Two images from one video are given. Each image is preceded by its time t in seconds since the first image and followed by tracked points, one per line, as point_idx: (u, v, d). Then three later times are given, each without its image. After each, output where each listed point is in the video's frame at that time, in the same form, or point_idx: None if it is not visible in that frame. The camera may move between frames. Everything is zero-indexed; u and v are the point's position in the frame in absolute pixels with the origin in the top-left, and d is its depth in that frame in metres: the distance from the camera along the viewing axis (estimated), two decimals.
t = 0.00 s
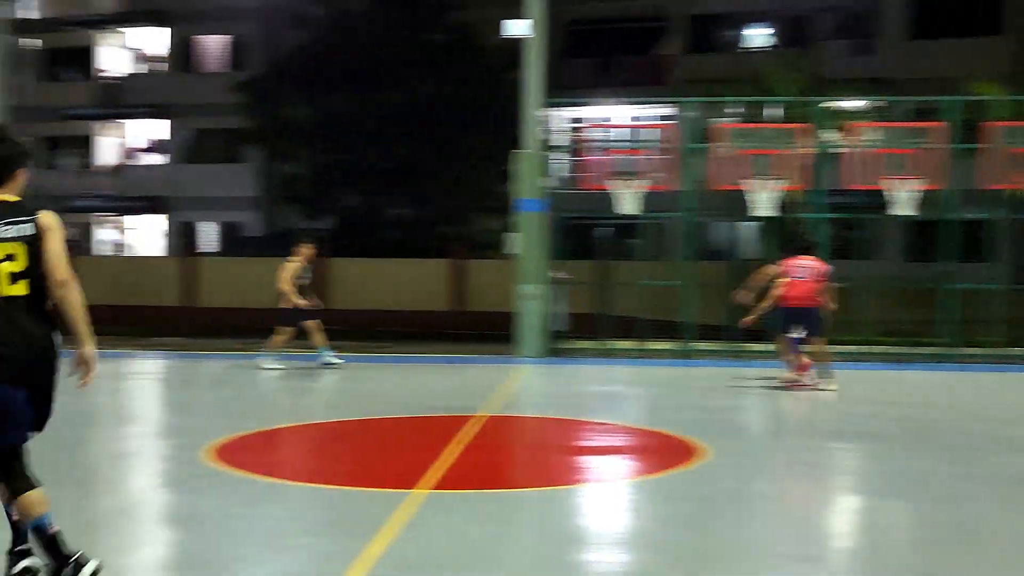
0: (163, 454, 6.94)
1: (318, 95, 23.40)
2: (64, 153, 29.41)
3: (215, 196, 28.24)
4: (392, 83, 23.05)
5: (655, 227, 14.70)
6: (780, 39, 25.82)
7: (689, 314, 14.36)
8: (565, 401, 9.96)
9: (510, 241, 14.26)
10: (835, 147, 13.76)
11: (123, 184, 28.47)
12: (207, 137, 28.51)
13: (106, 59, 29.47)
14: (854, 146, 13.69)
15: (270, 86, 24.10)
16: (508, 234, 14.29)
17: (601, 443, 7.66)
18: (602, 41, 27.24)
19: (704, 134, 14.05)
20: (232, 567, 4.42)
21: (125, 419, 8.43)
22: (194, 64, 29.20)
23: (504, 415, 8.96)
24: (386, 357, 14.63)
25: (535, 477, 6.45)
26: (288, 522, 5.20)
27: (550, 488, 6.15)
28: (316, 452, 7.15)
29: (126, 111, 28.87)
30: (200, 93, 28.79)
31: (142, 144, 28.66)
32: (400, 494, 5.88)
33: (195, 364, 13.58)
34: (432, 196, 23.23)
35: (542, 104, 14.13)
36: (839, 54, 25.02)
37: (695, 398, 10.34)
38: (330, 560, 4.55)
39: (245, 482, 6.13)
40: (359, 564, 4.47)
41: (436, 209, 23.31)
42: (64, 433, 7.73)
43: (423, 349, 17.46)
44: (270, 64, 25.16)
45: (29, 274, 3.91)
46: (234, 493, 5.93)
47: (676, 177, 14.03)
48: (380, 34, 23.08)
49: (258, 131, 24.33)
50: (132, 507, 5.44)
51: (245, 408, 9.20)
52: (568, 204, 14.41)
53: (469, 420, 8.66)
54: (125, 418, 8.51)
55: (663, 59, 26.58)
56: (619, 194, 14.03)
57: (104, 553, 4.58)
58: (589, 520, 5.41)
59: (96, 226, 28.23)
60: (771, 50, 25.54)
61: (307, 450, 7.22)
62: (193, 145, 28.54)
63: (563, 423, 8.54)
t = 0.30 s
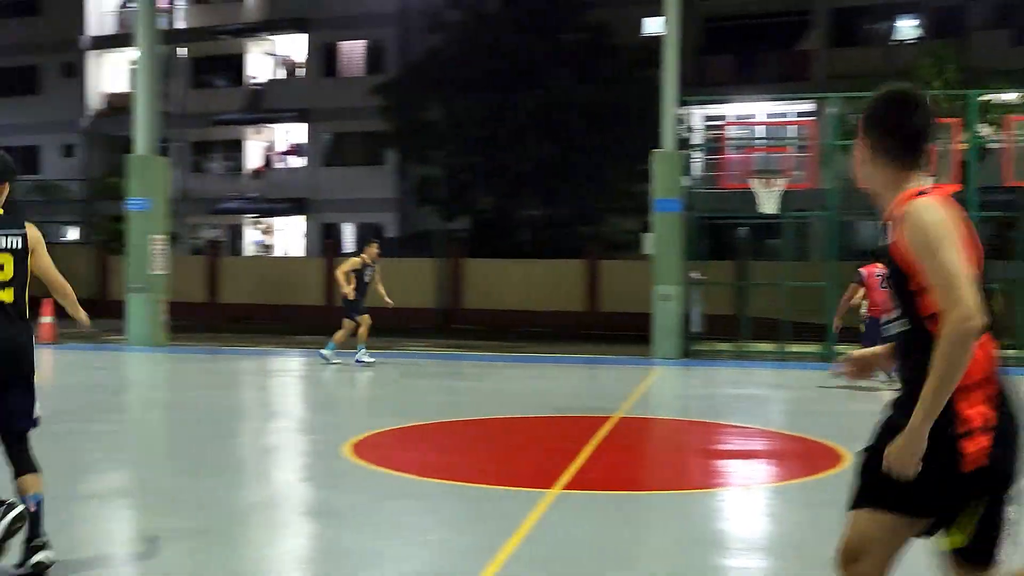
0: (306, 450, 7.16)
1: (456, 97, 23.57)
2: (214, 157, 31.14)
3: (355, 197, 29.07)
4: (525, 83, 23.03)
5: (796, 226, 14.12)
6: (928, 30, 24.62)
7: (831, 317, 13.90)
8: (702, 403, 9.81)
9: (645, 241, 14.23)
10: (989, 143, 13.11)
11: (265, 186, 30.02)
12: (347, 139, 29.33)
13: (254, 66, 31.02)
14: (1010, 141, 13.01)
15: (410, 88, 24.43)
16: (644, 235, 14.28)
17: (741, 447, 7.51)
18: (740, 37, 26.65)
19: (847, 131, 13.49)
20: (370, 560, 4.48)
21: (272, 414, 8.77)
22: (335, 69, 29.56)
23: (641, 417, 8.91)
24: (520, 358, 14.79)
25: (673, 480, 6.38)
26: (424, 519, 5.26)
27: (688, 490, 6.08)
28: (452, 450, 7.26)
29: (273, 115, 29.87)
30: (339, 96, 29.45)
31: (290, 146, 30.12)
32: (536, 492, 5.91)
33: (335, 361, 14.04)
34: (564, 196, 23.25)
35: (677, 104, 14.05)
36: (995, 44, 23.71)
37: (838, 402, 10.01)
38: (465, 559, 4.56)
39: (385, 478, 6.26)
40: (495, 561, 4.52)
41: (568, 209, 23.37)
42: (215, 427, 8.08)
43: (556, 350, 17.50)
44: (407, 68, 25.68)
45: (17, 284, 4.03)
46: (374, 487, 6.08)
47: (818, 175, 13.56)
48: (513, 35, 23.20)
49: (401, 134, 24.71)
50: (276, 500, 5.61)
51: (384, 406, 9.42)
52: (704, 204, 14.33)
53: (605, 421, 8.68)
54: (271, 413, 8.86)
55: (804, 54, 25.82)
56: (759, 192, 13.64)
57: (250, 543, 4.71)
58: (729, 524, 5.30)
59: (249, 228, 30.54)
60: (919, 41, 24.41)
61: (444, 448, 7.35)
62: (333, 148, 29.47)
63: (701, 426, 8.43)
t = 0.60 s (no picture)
0: (434, 444, 7.32)
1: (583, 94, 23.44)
2: (346, 156, 32.09)
3: (482, 195, 29.58)
4: (653, 79, 22.87)
5: (939, 218, 13.86)
6: None
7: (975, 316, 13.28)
8: (838, 403, 9.56)
9: (777, 237, 13.92)
10: None
11: (395, 185, 30.86)
12: (475, 138, 29.70)
13: (385, 66, 31.70)
14: None
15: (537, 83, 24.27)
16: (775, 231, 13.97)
17: (877, 449, 7.28)
18: (877, 26, 25.64)
19: (995, 122, 13.15)
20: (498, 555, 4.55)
21: (402, 409, 8.99)
22: (463, 69, 30.00)
23: (772, 417, 8.76)
24: (646, 355, 14.70)
25: (806, 481, 6.25)
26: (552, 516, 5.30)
27: (822, 493, 5.94)
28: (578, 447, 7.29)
29: (402, 115, 30.47)
30: (467, 96, 29.84)
31: (418, 145, 30.76)
32: (665, 492, 5.89)
33: (463, 357, 14.29)
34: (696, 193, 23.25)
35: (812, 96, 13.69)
36: None
37: (982, 405, 9.59)
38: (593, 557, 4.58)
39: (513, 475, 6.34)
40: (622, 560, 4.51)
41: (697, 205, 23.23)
42: (347, 420, 8.34)
43: (683, 348, 17.31)
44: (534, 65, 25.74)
45: (13, 269, 4.72)
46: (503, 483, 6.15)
47: (960, 169, 13.12)
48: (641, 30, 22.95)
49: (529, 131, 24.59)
50: (405, 493, 5.75)
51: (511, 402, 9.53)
52: (839, 200, 13.86)
53: (734, 420, 8.55)
54: (401, 408, 9.08)
55: (947, 43, 24.63)
56: (897, 187, 13.12)
57: (382, 534, 4.85)
58: (866, 529, 5.15)
59: (380, 226, 31.41)
60: None
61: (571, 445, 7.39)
62: (460, 147, 29.93)
63: (834, 426, 8.22)
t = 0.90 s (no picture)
0: (513, 439, 7.39)
1: (664, 87, 23.19)
2: (425, 153, 32.51)
3: (561, 190, 29.69)
4: (736, 72, 22.63)
5: None
6: None
7: None
8: (925, 401, 9.35)
9: (863, 231, 13.64)
10: None
11: (474, 180, 31.27)
12: (554, 134, 29.77)
13: (465, 63, 31.87)
14: None
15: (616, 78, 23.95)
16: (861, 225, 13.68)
17: (966, 447, 7.12)
18: (967, 13, 24.87)
19: None
20: (577, 550, 4.58)
21: (482, 404, 9.09)
22: (542, 65, 30.01)
23: (857, 413, 8.62)
24: (726, 351, 14.57)
25: (893, 479, 6.15)
26: (632, 512, 5.31)
27: (909, 491, 5.85)
28: (659, 443, 7.29)
29: (482, 111, 30.47)
30: (546, 91, 29.85)
31: (497, 141, 31.16)
32: (747, 489, 5.86)
33: (542, 352, 14.37)
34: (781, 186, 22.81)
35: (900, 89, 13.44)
36: None
37: None
38: (674, 553, 4.57)
39: (593, 469, 6.37)
40: (703, 556, 4.52)
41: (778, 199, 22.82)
42: (428, 414, 8.47)
43: (765, 344, 17.11)
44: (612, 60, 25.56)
45: (34, 279, 5.03)
46: (583, 477, 6.18)
47: None
48: (723, 22, 22.64)
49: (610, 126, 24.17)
50: (484, 487, 5.83)
51: (590, 397, 9.56)
52: (929, 194, 13.55)
53: (818, 417, 8.44)
54: (480, 402, 9.19)
55: None
56: (987, 180, 12.81)
57: (461, 528, 4.93)
58: (956, 528, 5.06)
59: (458, 221, 31.70)
60: None
61: (653, 440, 7.40)
62: (539, 143, 30.06)
63: (921, 424, 8.06)
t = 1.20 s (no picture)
0: (557, 431, 7.43)
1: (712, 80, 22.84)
2: (472, 145, 32.67)
3: (607, 183, 29.65)
4: (785, 62, 22.43)
5: None
6: None
7: None
8: (976, 395, 9.22)
9: (913, 223, 13.45)
10: None
11: (521, 173, 31.44)
12: (600, 126, 29.74)
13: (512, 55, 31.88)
14: None
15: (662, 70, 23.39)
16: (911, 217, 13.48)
17: (1018, 442, 7.02)
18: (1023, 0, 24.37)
19: None
20: (623, 542, 4.63)
21: (527, 396, 9.16)
22: (589, 57, 29.92)
23: (907, 407, 8.53)
24: (772, 344, 14.47)
25: (942, 474, 6.09)
26: (678, 504, 5.34)
27: (960, 486, 5.78)
28: (705, 435, 7.31)
29: (529, 103, 30.37)
30: (594, 83, 29.70)
31: (544, 134, 31.52)
32: (793, 483, 5.84)
33: (587, 345, 14.40)
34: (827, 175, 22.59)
35: (952, 79, 13.21)
36: None
37: None
38: (720, 546, 4.60)
39: (638, 462, 6.40)
40: (749, 551, 4.52)
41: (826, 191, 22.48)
42: (472, 406, 8.55)
43: (812, 337, 16.97)
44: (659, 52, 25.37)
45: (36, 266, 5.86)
46: (628, 470, 6.20)
47: None
48: (772, 11, 22.36)
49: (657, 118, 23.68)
50: (530, 478, 5.90)
51: (635, 390, 9.57)
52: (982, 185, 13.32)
53: (866, 411, 8.37)
54: (526, 394, 9.26)
55: None
56: None
57: (508, 520, 4.98)
58: (1008, 525, 4.99)
59: (505, 214, 31.81)
60: None
61: (699, 433, 7.41)
62: (585, 135, 30.03)
63: (972, 418, 7.95)
